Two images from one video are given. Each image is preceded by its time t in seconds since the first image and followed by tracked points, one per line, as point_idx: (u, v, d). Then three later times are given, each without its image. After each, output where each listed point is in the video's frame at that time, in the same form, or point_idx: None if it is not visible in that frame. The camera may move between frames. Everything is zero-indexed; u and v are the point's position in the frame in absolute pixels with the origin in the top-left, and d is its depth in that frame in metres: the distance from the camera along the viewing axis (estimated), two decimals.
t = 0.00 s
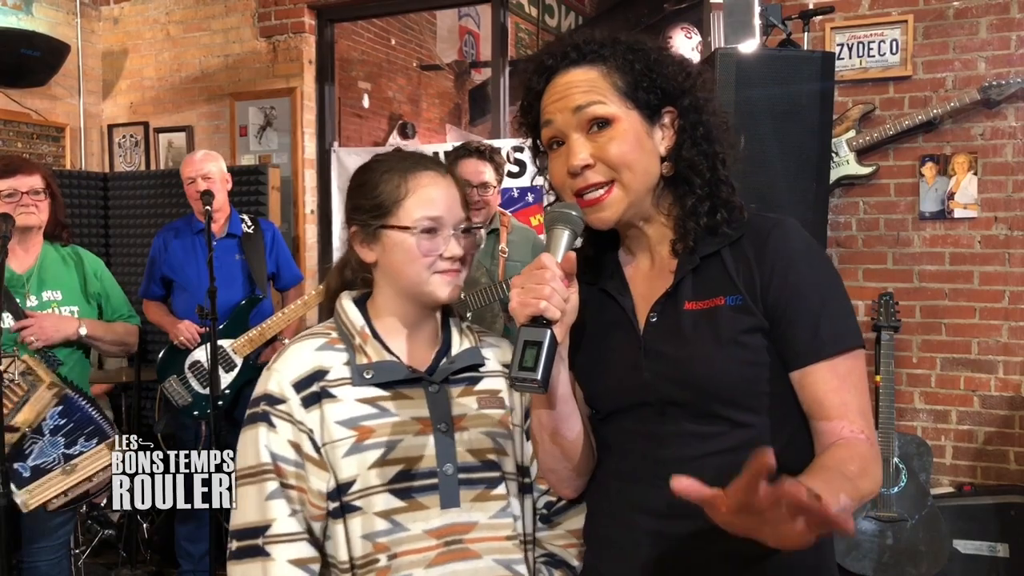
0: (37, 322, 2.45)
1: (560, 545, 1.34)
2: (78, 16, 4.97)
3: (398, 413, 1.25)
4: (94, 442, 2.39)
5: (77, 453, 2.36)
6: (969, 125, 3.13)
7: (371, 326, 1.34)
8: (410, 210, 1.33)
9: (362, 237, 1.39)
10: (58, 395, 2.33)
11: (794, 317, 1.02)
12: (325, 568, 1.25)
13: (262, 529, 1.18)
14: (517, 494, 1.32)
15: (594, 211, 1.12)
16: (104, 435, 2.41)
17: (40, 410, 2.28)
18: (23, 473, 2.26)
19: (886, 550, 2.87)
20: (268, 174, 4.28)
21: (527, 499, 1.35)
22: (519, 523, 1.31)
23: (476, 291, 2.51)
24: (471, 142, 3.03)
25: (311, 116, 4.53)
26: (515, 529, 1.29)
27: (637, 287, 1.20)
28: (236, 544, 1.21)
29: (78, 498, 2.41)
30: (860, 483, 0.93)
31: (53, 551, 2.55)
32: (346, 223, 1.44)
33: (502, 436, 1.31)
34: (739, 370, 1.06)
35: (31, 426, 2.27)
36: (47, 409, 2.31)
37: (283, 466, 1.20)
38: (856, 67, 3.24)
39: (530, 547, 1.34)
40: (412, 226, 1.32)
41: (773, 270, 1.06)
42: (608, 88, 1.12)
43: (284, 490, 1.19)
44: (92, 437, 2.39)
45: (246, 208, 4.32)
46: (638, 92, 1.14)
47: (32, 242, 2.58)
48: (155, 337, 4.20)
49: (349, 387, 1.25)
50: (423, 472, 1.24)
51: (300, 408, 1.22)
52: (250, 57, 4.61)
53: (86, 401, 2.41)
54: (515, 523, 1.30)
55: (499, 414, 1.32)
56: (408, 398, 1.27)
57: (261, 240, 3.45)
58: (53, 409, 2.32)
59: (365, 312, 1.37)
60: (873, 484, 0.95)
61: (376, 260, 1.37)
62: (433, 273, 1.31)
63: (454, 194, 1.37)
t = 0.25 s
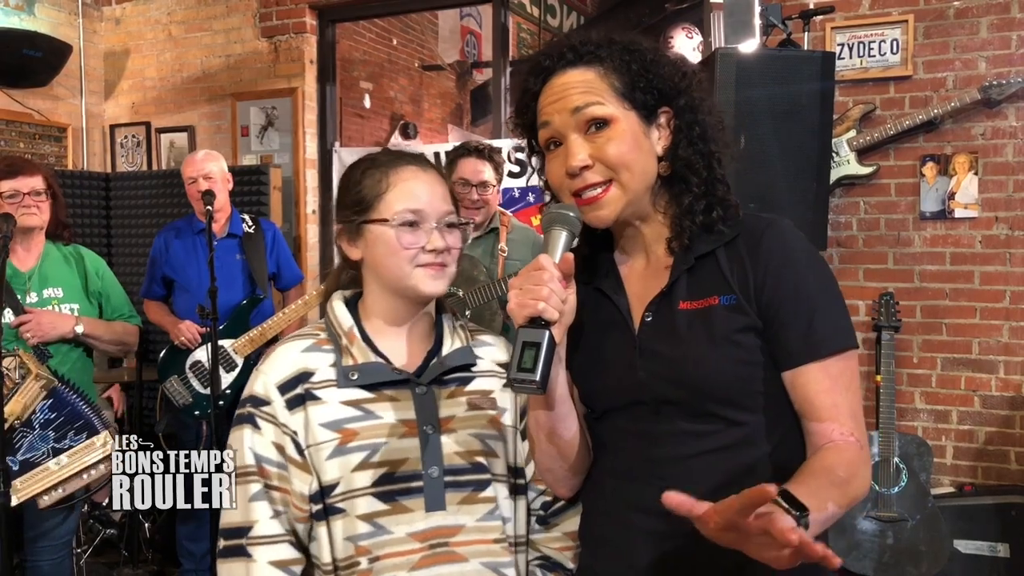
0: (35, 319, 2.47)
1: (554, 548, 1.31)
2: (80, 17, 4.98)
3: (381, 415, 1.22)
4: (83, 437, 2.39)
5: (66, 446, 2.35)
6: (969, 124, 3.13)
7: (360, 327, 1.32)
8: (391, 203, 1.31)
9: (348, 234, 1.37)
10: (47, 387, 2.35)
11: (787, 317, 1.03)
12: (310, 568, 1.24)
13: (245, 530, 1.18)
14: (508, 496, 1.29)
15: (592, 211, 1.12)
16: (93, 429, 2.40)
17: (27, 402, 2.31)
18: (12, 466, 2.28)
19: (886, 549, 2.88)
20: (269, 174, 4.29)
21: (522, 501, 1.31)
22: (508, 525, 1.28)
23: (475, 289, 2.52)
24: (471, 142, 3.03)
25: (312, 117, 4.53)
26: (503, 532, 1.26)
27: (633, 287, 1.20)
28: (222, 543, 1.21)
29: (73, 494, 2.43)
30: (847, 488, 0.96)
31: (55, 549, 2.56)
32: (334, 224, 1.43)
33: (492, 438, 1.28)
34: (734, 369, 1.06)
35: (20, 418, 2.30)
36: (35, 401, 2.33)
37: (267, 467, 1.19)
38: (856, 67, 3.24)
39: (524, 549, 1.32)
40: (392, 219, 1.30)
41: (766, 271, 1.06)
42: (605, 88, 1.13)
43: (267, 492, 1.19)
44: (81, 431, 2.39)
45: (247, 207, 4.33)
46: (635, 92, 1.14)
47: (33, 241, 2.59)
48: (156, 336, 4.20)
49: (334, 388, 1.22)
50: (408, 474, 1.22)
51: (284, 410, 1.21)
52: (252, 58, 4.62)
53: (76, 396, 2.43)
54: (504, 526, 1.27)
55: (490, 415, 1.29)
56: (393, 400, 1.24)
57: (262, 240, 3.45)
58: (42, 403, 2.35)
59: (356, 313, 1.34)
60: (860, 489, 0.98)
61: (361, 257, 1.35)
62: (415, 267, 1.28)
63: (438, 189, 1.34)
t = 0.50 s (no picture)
0: (37, 318, 2.48)
1: (545, 546, 1.31)
2: (84, 18, 5.00)
3: (367, 415, 1.23)
4: (93, 438, 2.41)
5: (75, 447, 2.37)
6: (971, 125, 3.13)
7: (351, 329, 1.32)
8: (375, 209, 1.31)
9: (336, 240, 1.38)
10: (53, 385, 2.36)
11: (780, 320, 1.04)
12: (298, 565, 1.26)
13: (231, 526, 1.21)
14: (496, 495, 1.28)
15: (590, 214, 1.13)
16: (103, 430, 2.42)
17: (34, 401, 2.33)
18: (21, 466, 2.31)
19: (886, 549, 2.89)
20: (272, 175, 4.30)
21: (512, 499, 1.31)
22: (496, 524, 1.27)
23: (475, 289, 2.54)
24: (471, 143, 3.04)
25: (315, 117, 4.55)
26: (491, 531, 1.26)
27: (628, 287, 1.20)
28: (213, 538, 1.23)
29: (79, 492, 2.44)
30: (838, 491, 0.97)
31: (60, 548, 2.58)
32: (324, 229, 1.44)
33: (480, 437, 1.27)
34: (727, 369, 1.07)
35: (27, 418, 2.32)
36: (42, 400, 2.35)
37: (253, 465, 1.21)
38: (857, 67, 3.25)
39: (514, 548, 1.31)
40: (374, 226, 1.30)
41: (760, 273, 1.07)
42: (602, 91, 1.13)
43: (252, 490, 1.21)
44: (91, 431, 2.40)
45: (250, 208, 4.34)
46: (632, 94, 1.15)
47: (36, 240, 2.61)
48: (159, 336, 4.22)
49: (320, 388, 1.23)
50: (394, 473, 1.22)
51: (270, 410, 1.23)
52: (254, 58, 4.63)
53: (84, 395, 2.44)
54: (491, 525, 1.27)
55: (479, 414, 1.28)
56: (380, 399, 1.24)
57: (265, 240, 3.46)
58: (49, 401, 2.36)
59: (347, 317, 1.35)
60: (852, 490, 0.99)
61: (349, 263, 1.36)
62: (399, 272, 1.28)
63: (425, 194, 1.34)
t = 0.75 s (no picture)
0: (41, 320, 2.50)
1: (534, 545, 1.31)
2: (87, 20, 5.02)
3: (357, 414, 1.24)
4: (97, 438, 2.41)
5: (80, 447, 2.38)
6: (971, 126, 3.13)
7: (341, 329, 1.33)
8: (362, 213, 1.33)
9: (324, 244, 1.40)
10: (57, 386, 2.38)
11: (774, 321, 1.05)
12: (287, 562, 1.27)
13: (219, 524, 1.22)
14: (484, 493, 1.29)
15: (585, 218, 1.14)
16: (107, 430, 2.43)
17: (39, 402, 2.35)
18: (26, 466, 2.33)
19: (886, 550, 2.90)
20: (274, 176, 4.30)
21: (501, 497, 1.32)
22: (484, 522, 1.29)
23: (475, 292, 2.54)
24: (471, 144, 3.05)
25: (316, 118, 4.56)
26: (479, 528, 1.27)
27: (625, 290, 1.21)
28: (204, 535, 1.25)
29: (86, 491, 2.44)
30: (830, 492, 0.99)
31: (65, 547, 2.60)
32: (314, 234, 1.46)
33: (468, 436, 1.28)
34: (722, 372, 1.08)
35: (32, 418, 2.35)
36: (47, 401, 2.37)
37: (243, 464, 1.22)
38: (857, 69, 3.25)
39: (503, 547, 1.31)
40: (360, 229, 1.32)
41: (754, 275, 1.08)
42: (598, 96, 1.14)
43: (242, 488, 1.22)
44: (95, 431, 2.41)
45: (252, 209, 4.34)
46: (629, 99, 1.16)
47: (40, 241, 2.63)
48: (163, 337, 4.24)
49: (310, 387, 1.24)
50: (383, 471, 1.24)
51: (261, 409, 1.24)
52: (257, 60, 4.65)
53: (88, 395, 2.45)
54: (479, 522, 1.28)
55: (468, 414, 1.29)
56: (371, 398, 1.25)
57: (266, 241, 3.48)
58: (54, 402, 2.38)
59: (337, 317, 1.36)
60: (845, 490, 1.01)
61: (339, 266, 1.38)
62: (386, 275, 1.30)
63: (412, 198, 1.36)
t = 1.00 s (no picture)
0: (48, 320, 2.52)
1: (523, 545, 1.33)
2: (96, 21, 5.05)
3: (348, 413, 1.25)
4: (102, 435, 2.45)
5: (85, 445, 2.42)
6: (976, 126, 3.13)
7: (336, 329, 1.35)
8: (357, 212, 1.34)
9: (321, 243, 1.41)
10: (62, 386, 2.39)
11: (770, 323, 1.06)
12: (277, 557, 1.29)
13: (212, 518, 1.25)
14: (473, 493, 1.30)
15: (584, 219, 1.15)
16: (111, 428, 2.47)
17: (44, 403, 2.36)
18: (33, 465, 2.37)
19: (889, 551, 2.90)
20: (280, 177, 4.31)
21: (491, 498, 1.33)
22: (473, 522, 1.30)
23: (480, 293, 2.54)
24: (475, 146, 3.07)
25: (322, 119, 4.59)
26: (467, 528, 1.28)
27: (623, 292, 1.23)
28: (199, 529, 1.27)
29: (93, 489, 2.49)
30: (825, 490, 0.99)
31: (74, 546, 2.62)
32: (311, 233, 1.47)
33: (458, 437, 1.30)
34: (720, 373, 1.09)
35: (37, 417, 2.36)
36: (53, 401, 2.38)
37: (238, 461, 1.24)
38: (862, 69, 3.25)
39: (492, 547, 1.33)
40: (355, 228, 1.33)
41: (751, 278, 1.09)
42: (597, 99, 1.16)
43: (233, 484, 1.24)
44: (99, 429, 2.45)
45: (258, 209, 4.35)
46: (628, 101, 1.17)
47: (46, 241, 2.65)
48: (169, 336, 4.27)
49: (303, 387, 1.25)
50: (371, 470, 1.25)
51: (253, 408, 1.25)
52: (263, 61, 4.67)
53: (93, 394, 2.48)
54: (468, 522, 1.29)
55: (459, 415, 1.30)
56: (364, 398, 1.27)
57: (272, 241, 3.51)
58: (59, 401, 2.39)
59: (333, 318, 1.38)
60: (839, 491, 1.02)
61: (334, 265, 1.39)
62: (378, 274, 1.31)
63: (407, 198, 1.37)
